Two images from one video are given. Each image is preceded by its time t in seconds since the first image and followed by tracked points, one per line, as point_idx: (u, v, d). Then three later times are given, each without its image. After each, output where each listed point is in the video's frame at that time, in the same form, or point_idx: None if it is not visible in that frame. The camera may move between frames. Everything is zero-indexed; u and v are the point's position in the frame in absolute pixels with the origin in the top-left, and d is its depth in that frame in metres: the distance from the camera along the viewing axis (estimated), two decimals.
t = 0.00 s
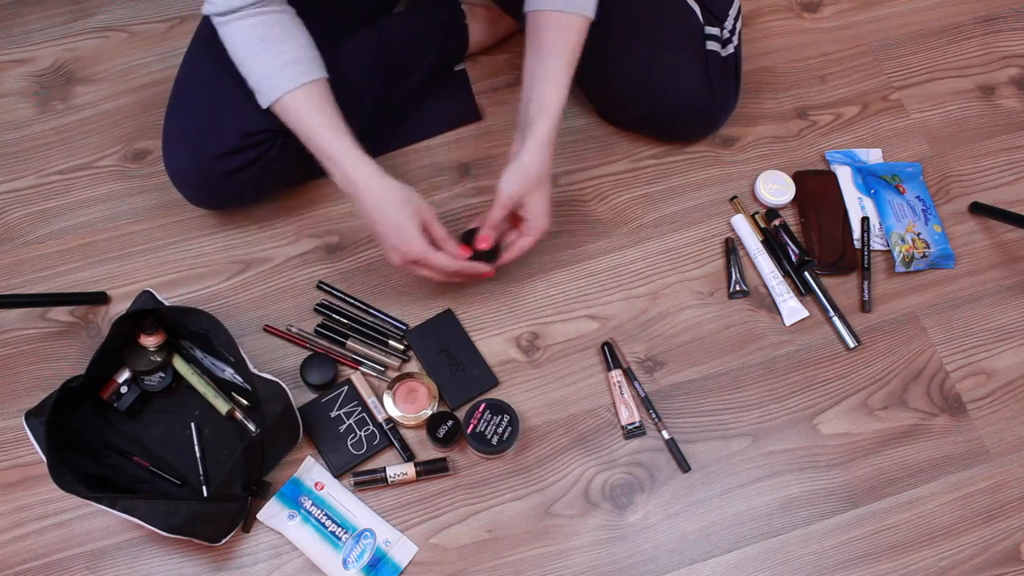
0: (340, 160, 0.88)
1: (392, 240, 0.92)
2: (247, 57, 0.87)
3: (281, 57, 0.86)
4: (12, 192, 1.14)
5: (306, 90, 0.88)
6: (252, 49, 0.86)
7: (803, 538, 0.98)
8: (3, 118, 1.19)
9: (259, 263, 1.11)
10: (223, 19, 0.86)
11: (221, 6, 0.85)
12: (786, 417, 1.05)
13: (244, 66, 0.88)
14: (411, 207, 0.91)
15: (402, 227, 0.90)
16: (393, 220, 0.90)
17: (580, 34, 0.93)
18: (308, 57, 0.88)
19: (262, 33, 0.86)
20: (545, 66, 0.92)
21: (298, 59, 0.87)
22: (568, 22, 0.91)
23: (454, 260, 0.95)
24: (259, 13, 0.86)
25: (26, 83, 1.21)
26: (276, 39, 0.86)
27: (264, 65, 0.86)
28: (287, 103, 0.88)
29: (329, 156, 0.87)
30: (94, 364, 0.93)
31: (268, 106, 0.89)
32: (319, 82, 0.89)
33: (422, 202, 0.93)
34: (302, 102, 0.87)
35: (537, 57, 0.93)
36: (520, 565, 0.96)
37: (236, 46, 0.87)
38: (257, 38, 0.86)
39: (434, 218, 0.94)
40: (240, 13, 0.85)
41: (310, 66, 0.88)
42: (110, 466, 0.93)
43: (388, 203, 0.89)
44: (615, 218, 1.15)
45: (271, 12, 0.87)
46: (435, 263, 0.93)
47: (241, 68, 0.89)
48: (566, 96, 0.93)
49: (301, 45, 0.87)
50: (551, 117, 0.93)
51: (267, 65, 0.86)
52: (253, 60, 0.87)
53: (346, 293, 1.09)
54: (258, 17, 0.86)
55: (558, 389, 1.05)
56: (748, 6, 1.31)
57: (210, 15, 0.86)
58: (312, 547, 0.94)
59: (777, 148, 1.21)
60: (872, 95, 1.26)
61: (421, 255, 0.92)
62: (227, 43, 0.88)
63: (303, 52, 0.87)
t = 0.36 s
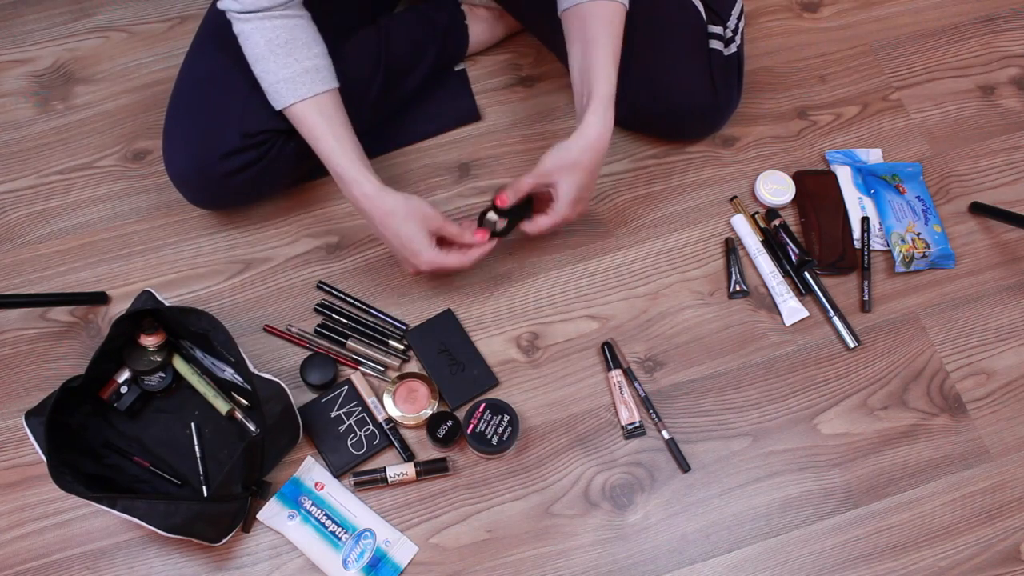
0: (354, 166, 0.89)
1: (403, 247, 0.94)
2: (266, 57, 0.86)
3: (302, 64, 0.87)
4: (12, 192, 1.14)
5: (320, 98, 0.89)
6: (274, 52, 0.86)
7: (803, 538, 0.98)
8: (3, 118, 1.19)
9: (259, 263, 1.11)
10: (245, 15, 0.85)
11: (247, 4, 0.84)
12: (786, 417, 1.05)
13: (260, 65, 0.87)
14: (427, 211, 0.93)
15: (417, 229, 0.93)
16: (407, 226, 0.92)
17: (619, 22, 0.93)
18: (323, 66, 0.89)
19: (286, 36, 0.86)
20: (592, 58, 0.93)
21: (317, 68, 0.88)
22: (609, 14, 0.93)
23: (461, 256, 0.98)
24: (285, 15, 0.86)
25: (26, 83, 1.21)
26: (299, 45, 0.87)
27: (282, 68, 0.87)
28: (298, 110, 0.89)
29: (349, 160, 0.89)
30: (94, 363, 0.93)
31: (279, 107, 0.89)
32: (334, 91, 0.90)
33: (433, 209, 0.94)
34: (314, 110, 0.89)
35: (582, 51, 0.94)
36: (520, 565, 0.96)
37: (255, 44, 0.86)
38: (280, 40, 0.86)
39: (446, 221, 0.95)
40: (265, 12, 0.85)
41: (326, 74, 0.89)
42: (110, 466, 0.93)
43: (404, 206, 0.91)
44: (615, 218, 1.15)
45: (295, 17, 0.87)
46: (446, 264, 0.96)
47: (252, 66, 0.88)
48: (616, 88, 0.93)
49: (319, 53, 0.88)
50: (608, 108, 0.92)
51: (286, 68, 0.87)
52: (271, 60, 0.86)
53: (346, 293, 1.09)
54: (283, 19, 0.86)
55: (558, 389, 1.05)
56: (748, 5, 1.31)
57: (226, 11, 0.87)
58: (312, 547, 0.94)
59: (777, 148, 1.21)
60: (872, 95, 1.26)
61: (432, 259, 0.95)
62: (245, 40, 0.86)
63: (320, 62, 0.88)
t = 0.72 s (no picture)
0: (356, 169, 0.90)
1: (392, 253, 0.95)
2: (266, 57, 0.86)
3: (304, 63, 0.87)
4: (12, 192, 1.14)
5: (320, 98, 0.89)
6: (274, 52, 0.86)
7: (803, 538, 0.99)
8: (3, 118, 1.19)
9: (258, 263, 1.11)
10: (245, 16, 0.85)
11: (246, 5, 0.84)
12: (786, 417, 1.05)
13: (259, 65, 0.87)
14: (423, 220, 0.94)
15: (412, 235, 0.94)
16: (400, 232, 0.93)
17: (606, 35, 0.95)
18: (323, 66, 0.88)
19: (285, 37, 0.86)
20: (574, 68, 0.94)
21: (318, 68, 0.88)
22: (600, 23, 0.94)
23: (448, 276, 0.97)
24: (284, 15, 0.86)
25: (26, 83, 1.21)
26: (298, 45, 0.87)
27: (283, 68, 0.87)
28: (300, 111, 0.88)
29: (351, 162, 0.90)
30: (93, 364, 0.93)
31: (279, 106, 0.88)
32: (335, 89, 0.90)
33: (431, 223, 0.94)
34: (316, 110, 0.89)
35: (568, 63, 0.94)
36: (520, 565, 0.96)
37: (255, 44, 0.86)
38: (280, 40, 0.86)
39: (441, 236, 0.96)
40: (264, 13, 0.85)
41: (326, 74, 0.89)
42: (110, 466, 0.93)
43: (403, 211, 0.92)
44: (615, 218, 1.15)
45: (295, 17, 0.87)
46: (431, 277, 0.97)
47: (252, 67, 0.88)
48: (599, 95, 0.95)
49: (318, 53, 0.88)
50: (589, 116, 0.94)
51: (287, 68, 0.87)
52: (271, 60, 0.86)
53: (346, 293, 1.09)
54: (282, 20, 0.86)
55: (558, 389, 1.05)
56: (748, 5, 1.31)
57: (226, 10, 0.86)
58: (312, 547, 0.94)
59: (777, 148, 1.21)
60: (872, 95, 1.26)
61: (416, 270, 0.96)
62: (244, 41, 0.86)
63: (321, 61, 0.88)
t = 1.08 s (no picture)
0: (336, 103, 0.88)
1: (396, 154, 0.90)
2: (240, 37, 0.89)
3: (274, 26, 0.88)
4: (12, 192, 1.14)
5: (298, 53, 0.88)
6: (244, 27, 0.88)
7: (803, 538, 0.98)
8: (3, 118, 1.19)
9: (258, 263, 1.11)
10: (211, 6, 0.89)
11: None
12: (786, 417, 1.05)
13: (238, 48, 0.90)
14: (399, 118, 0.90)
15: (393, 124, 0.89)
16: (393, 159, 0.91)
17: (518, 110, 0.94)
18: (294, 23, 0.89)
19: (250, 9, 0.88)
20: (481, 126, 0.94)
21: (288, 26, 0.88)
22: (509, 105, 0.93)
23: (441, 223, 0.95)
24: None
25: (26, 83, 1.21)
26: (265, 12, 0.88)
27: (256, 37, 0.88)
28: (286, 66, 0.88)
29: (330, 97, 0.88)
30: (93, 364, 0.93)
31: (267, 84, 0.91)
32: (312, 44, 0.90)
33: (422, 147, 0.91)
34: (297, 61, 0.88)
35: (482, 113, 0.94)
36: (520, 565, 0.96)
37: (228, 28, 0.89)
38: (246, 14, 0.88)
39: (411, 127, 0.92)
40: None
41: (297, 32, 0.89)
42: (110, 466, 0.93)
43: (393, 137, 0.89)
44: (615, 218, 1.15)
45: None
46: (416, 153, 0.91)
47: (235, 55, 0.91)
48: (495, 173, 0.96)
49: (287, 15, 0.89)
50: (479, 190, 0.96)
51: (259, 35, 0.88)
52: (244, 35, 0.88)
53: (346, 293, 1.09)
54: None
55: (558, 389, 1.05)
56: (748, 6, 1.31)
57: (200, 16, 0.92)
58: (312, 547, 0.94)
59: (777, 148, 1.21)
60: (872, 95, 1.26)
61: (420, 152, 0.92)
62: (219, 27, 0.89)
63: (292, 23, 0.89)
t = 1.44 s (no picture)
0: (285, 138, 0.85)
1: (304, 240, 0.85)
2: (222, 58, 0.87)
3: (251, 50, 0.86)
4: (12, 192, 1.14)
5: (261, 82, 0.86)
6: (217, 49, 0.87)
7: (803, 538, 0.98)
8: (3, 118, 1.19)
9: (259, 262, 1.11)
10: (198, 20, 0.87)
11: (192, 6, 0.86)
12: (786, 417, 1.05)
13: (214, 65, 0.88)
14: (340, 208, 0.85)
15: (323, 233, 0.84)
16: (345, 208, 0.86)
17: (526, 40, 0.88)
18: (264, 49, 0.87)
19: (225, 31, 0.86)
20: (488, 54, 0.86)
21: (264, 52, 0.87)
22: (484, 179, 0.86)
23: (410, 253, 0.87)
24: (226, 11, 0.87)
25: (26, 83, 1.21)
26: (235, 37, 0.86)
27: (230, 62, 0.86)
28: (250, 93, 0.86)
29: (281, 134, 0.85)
30: (93, 364, 0.93)
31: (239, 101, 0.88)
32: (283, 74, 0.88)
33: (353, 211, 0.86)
34: (260, 91, 0.86)
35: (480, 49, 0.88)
36: (520, 565, 0.96)
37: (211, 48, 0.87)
38: (221, 37, 0.86)
39: (351, 233, 0.86)
40: (208, 12, 0.87)
41: (262, 61, 0.86)
42: (110, 467, 0.93)
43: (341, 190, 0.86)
44: (615, 218, 1.15)
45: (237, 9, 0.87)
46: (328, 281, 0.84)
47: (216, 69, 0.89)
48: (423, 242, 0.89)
49: (259, 41, 0.87)
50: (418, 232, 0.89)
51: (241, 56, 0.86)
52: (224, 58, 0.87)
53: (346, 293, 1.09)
54: (223, 15, 0.86)
55: (558, 389, 1.05)
56: (748, 6, 1.31)
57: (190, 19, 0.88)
58: (312, 547, 0.94)
59: (777, 148, 1.21)
60: (872, 95, 1.26)
61: (325, 262, 0.84)
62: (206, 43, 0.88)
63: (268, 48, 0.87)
